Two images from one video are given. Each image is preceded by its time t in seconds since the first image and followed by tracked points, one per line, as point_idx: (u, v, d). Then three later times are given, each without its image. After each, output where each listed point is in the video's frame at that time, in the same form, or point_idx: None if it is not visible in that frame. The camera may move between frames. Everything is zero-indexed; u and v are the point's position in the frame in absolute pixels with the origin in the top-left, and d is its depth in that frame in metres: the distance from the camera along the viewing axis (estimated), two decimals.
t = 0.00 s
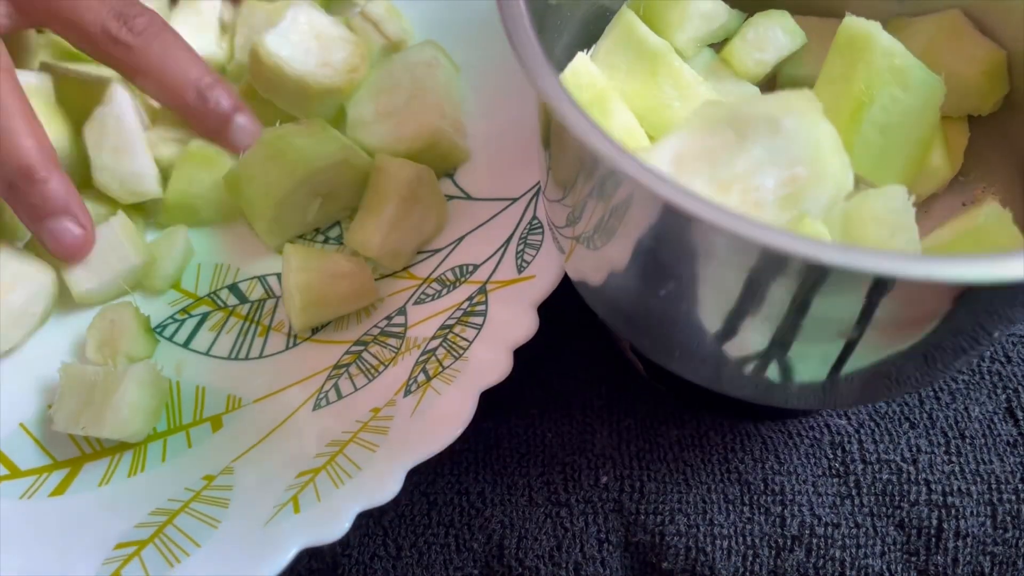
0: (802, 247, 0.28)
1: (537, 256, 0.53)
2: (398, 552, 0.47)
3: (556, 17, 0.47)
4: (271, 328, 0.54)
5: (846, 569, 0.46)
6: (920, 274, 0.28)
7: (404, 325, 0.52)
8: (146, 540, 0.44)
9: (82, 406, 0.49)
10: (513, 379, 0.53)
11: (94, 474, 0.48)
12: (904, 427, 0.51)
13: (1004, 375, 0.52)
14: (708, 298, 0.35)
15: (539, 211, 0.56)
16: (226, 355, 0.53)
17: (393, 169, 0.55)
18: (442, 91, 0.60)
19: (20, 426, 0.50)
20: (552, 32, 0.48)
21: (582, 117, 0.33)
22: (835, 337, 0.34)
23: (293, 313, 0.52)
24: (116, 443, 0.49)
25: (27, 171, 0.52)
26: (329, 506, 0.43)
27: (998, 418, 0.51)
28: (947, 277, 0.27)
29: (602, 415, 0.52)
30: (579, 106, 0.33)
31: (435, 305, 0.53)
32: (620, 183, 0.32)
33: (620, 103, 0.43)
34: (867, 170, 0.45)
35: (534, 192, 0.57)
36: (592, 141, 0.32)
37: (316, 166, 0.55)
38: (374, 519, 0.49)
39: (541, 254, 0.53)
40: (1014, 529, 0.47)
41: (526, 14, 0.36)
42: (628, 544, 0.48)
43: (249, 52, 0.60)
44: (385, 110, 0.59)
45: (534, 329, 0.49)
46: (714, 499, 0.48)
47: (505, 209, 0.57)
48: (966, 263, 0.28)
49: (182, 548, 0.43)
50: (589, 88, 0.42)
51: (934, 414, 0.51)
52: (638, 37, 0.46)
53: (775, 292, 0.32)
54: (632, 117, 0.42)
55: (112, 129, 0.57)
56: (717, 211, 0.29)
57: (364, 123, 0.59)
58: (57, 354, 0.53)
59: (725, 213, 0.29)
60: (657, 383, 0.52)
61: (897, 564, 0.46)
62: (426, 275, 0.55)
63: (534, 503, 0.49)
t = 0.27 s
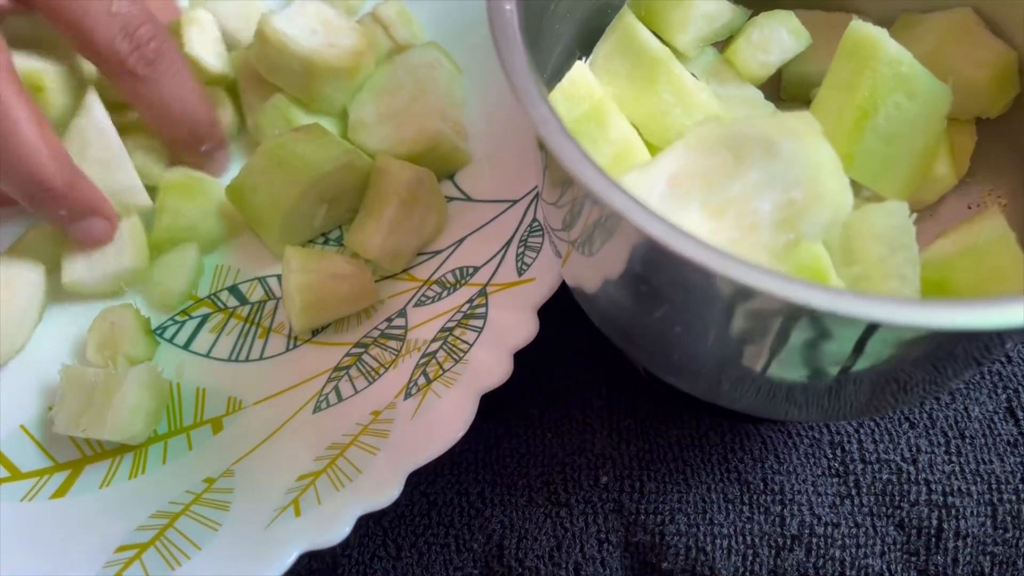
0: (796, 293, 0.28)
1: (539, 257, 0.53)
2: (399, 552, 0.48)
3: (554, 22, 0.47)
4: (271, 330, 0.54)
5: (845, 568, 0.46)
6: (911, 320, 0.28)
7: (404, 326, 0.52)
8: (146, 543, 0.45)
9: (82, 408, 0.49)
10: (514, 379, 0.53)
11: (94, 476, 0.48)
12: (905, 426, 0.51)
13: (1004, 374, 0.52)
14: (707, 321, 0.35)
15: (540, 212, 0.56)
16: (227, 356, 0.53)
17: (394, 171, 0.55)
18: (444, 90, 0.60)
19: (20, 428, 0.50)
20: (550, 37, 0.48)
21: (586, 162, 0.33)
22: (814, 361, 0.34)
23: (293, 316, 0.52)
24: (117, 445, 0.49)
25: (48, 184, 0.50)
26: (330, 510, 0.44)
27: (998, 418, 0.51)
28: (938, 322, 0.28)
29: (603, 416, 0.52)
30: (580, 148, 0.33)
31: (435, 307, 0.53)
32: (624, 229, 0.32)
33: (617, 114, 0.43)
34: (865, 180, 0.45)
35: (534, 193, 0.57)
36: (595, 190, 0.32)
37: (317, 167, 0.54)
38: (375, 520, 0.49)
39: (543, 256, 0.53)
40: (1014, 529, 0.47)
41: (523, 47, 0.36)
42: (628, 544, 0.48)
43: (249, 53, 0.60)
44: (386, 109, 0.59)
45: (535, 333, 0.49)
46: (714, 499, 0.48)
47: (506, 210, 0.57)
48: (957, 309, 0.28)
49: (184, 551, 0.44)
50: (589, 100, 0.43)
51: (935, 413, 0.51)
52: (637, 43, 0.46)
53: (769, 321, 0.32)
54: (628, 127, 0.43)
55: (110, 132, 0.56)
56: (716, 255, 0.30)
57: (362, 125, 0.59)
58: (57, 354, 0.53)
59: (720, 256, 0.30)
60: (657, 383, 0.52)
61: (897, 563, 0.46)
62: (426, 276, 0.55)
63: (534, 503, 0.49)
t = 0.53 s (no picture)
0: (757, 324, 0.30)
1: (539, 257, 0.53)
2: (397, 552, 0.47)
3: (522, 25, 0.48)
4: (270, 330, 0.53)
5: (847, 568, 0.46)
6: (868, 347, 0.30)
7: (403, 327, 0.52)
8: (145, 544, 0.45)
9: (79, 410, 0.49)
10: (514, 379, 0.53)
11: (92, 476, 0.48)
12: (907, 425, 0.50)
13: (1007, 373, 0.52)
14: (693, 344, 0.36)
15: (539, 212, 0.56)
16: (225, 356, 0.52)
17: (393, 170, 0.55)
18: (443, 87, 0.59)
19: (17, 428, 0.49)
20: (520, 40, 0.49)
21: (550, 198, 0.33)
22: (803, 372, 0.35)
23: (292, 315, 0.52)
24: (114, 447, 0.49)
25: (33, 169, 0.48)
26: (329, 511, 0.44)
27: (1001, 417, 0.51)
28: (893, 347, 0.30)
29: (604, 415, 0.51)
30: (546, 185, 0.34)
31: (433, 307, 0.53)
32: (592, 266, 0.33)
33: (596, 117, 0.45)
34: (855, 179, 0.46)
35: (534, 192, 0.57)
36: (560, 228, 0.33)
37: (317, 165, 0.54)
38: (373, 520, 0.49)
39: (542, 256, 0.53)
40: (1017, 529, 0.46)
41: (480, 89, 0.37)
42: (629, 543, 0.47)
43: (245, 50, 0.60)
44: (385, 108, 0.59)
45: (536, 333, 0.49)
46: (715, 498, 0.48)
47: (505, 208, 0.56)
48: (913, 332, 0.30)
49: (183, 552, 0.44)
50: (564, 102, 0.44)
51: (938, 413, 0.51)
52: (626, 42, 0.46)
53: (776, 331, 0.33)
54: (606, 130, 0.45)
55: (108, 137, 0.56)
56: (681, 291, 0.31)
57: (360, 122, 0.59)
58: (54, 353, 0.53)
59: (686, 291, 0.31)
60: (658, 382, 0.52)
61: (899, 564, 0.46)
62: (425, 276, 0.55)
63: (534, 504, 0.48)
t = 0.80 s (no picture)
0: (743, 332, 0.31)
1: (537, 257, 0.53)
2: (395, 554, 0.47)
3: (510, 28, 0.48)
4: (266, 329, 0.53)
5: (850, 571, 0.45)
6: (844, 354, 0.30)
7: (401, 327, 0.52)
8: (141, 545, 0.45)
9: (75, 411, 0.49)
10: (513, 378, 0.52)
11: (88, 477, 0.48)
12: (910, 426, 0.50)
13: (1011, 373, 0.51)
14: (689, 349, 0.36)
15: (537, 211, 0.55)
16: (221, 356, 0.52)
17: (393, 169, 0.55)
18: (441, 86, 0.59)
19: (13, 429, 0.49)
20: (512, 41, 0.49)
21: (529, 209, 0.34)
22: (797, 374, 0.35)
23: (290, 315, 0.52)
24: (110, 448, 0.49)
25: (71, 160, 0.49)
26: (327, 511, 0.44)
27: (1005, 418, 0.50)
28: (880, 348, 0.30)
29: (604, 416, 0.51)
30: (525, 196, 0.35)
31: (430, 306, 0.52)
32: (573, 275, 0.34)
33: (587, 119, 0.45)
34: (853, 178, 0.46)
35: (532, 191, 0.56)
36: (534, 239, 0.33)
37: (315, 164, 0.54)
38: (371, 521, 0.48)
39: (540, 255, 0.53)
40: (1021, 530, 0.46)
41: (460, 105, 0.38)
42: (629, 545, 0.47)
43: (242, 48, 0.59)
44: (382, 106, 0.58)
45: (535, 333, 0.49)
46: (716, 500, 0.48)
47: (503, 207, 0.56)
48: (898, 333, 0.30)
49: (179, 554, 0.44)
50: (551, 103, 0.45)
51: (941, 414, 0.50)
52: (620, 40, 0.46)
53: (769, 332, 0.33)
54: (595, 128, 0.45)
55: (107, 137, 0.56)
56: (663, 300, 0.32)
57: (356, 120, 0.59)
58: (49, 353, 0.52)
59: (672, 302, 0.32)
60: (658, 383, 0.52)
61: (902, 566, 0.46)
62: (423, 275, 0.54)
63: (534, 506, 0.48)
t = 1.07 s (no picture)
0: (725, 345, 0.31)
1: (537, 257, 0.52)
2: (395, 555, 0.47)
3: (512, 32, 0.48)
4: (265, 329, 0.53)
5: (850, 571, 0.45)
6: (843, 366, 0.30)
7: (400, 327, 0.52)
8: (140, 545, 0.44)
9: (73, 411, 0.49)
10: (513, 378, 0.52)
11: (87, 477, 0.48)
12: (910, 427, 0.50)
13: (1012, 374, 0.51)
14: (690, 358, 0.36)
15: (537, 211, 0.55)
16: (221, 356, 0.52)
17: (393, 169, 0.55)
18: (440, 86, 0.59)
19: (12, 429, 0.49)
20: (512, 41, 0.49)
21: (527, 212, 0.34)
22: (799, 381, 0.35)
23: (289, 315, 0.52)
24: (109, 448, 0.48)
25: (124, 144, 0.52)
26: (327, 513, 0.44)
27: (1005, 418, 0.50)
28: (862, 370, 0.30)
29: (604, 417, 0.51)
30: (523, 199, 0.34)
31: (430, 306, 0.52)
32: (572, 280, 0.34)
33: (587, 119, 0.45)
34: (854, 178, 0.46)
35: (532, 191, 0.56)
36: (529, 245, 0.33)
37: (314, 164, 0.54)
38: (371, 521, 0.48)
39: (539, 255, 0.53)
40: (1021, 531, 0.46)
41: (460, 99, 0.37)
42: (629, 545, 0.47)
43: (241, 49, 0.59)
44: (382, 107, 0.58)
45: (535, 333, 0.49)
46: (717, 500, 0.48)
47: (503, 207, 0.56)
48: (889, 351, 0.30)
49: (179, 554, 0.44)
50: (554, 108, 0.45)
51: (941, 414, 0.50)
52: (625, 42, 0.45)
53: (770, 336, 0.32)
54: (596, 135, 0.45)
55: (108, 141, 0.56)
56: (650, 307, 0.32)
57: (356, 120, 0.59)
58: (48, 353, 0.52)
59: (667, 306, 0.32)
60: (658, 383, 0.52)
61: (903, 566, 0.45)
62: (423, 275, 0.54)
63: (534, 506, 0.48)
